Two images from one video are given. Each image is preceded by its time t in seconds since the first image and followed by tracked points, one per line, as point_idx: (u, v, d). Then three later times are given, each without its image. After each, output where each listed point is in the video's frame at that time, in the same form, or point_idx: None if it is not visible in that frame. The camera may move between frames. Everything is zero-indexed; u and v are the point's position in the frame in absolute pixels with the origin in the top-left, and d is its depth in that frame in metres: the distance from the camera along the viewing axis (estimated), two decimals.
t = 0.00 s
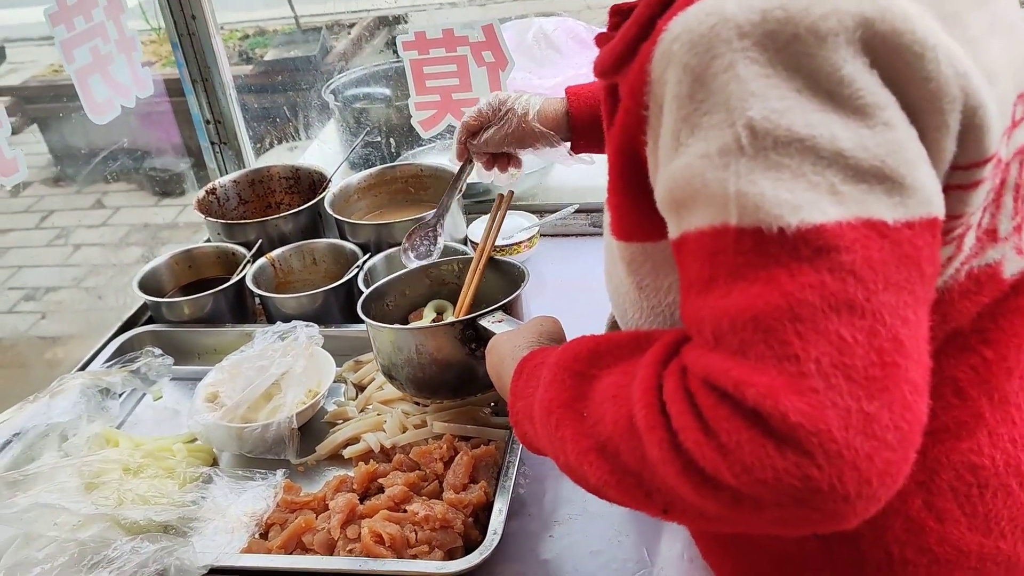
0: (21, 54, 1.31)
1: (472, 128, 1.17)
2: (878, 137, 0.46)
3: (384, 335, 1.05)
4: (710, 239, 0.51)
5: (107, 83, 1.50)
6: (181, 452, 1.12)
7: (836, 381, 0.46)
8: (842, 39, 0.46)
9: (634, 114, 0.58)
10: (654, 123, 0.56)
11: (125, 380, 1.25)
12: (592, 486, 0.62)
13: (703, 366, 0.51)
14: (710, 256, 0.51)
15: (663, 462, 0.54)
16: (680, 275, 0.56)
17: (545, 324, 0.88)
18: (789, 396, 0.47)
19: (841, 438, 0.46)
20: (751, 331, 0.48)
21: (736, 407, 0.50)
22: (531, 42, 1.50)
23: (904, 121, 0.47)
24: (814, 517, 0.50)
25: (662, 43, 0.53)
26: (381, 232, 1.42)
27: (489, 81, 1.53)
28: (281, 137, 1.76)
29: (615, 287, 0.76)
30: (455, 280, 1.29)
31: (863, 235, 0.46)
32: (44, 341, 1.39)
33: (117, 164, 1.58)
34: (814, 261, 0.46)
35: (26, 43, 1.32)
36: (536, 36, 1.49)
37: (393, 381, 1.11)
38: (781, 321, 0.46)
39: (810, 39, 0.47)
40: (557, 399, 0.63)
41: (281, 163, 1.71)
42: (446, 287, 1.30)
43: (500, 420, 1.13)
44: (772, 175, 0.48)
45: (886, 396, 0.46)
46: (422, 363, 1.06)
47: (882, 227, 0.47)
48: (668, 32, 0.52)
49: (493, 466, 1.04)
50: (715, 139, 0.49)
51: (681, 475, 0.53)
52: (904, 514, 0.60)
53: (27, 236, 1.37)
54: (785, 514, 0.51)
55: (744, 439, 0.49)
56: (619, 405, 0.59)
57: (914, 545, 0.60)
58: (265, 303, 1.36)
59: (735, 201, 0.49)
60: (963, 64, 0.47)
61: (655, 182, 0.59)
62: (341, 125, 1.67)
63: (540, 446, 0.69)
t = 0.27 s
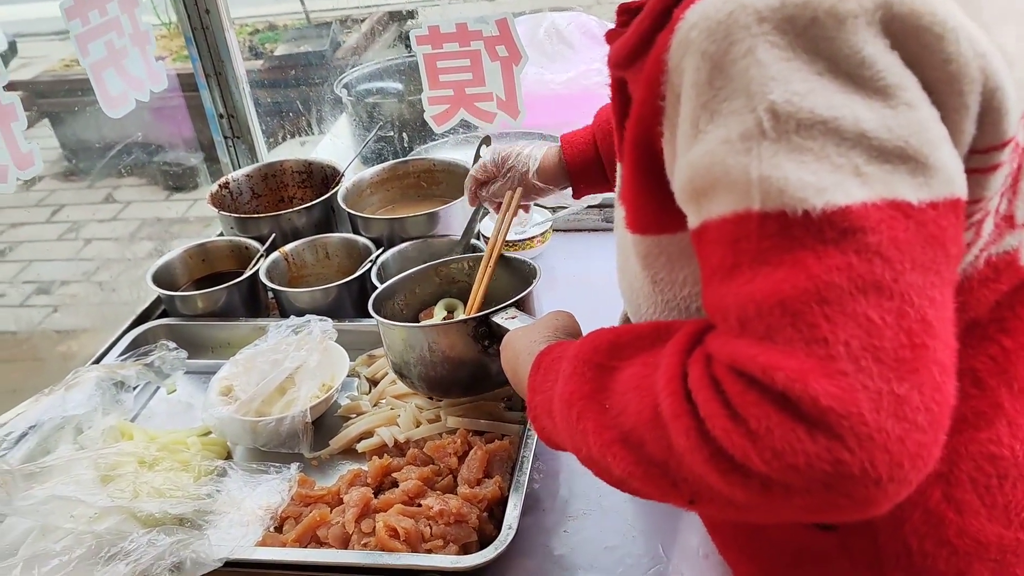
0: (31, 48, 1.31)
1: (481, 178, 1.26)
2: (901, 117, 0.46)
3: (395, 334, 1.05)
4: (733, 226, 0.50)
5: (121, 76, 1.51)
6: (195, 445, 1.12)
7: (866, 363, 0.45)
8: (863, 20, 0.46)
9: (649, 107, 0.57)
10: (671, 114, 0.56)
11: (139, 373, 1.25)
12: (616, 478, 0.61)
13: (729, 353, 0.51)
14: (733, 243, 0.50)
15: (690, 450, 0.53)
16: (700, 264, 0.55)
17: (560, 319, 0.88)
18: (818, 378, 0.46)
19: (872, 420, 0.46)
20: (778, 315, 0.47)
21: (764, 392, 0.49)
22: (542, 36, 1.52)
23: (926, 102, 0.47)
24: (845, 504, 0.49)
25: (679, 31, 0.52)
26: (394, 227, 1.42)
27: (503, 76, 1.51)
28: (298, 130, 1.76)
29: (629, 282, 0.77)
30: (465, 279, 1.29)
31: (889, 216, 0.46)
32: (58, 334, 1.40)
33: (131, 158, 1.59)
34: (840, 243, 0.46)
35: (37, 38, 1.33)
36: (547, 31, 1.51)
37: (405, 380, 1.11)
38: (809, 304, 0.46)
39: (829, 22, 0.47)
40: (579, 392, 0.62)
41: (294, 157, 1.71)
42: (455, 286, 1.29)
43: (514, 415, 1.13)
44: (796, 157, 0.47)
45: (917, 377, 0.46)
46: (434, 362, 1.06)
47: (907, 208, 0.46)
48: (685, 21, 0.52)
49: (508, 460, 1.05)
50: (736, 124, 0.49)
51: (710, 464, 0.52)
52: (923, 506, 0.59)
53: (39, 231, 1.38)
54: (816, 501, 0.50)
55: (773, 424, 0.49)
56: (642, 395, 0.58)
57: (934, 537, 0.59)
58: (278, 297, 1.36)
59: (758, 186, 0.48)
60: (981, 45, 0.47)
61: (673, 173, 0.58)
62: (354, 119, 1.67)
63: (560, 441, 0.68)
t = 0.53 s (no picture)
0: (48, 48, 1.28)
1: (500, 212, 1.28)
2: (924, 112, 0.46)
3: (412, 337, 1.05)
4: (755, 221, 0.50)
5: (145, 76, 1.52)
6: (218, 443, 1.12)
7: (891, 357, 0.45)
8: (885, 14, 0.46)
9: (671, 107, 0.56)
10: (691, 112, 0.55)
11: (161, 372, 1.25)
12: (639, 476, 0.61)
13: (752, 348, 0.50)
14: (755, 239, 0.50)
15: (714, 446, 0.52)
16: (722, 262, 0.55)
17: (581, 321, 0.87)
18: (843, 372, 0.45)
19: (898, 414, 0.45)
20: (803, 310, 0.47)
21: (788, 386, 0.49)
22: (561, 36, 1.52)
23: (949, 95, 0.47)
24: (871, 498, 0.48)
25: (701, 29, 0.52)
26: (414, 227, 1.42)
27: (523, 76, 1.51)
28: (316, 130, 1.77)
29: (650, 284, 0.75)
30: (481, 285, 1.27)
31: (913, 210, 0.46)
32: (80, 331, 1.40)
33: (152, 158, 1.59)
34: (865, 237, 0.46)
35: (54, 37, 1.30)
36: (566, 31, 1.51)
37: (421, 384, 1.11)
38: (834, 298, 0.46)
39: (852, 16, 0.47)
40: (601, 391, 0.62)
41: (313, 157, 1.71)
42: (472, 292, 1.27)
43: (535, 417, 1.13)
44: (818, 153, 0.47)
45: (943, 371, 0.45)
46: (451, 368, 1.06)
47: (931, 202, 0.46)
48: (706, 18, 0.51)
49: (530, 462, 1.04)
50: (758, 119, 0.49)
51: (734, 459, 0.52)
52: (950, 505, 0.58)
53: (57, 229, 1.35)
54: (842, 495, 0.49)
55: (799, 418, 0.48)
56: (665, 393, 0.57)
57: (961, 536, 0.58)
58: (299, 296, 1.37)
59: (781, 181, 0.48)
60: (1003, 39, 0.47)
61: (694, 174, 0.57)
62: (374, 119, 1.67)
63: (583, 442, 0.67)
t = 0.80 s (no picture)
0: (66, 50, 1.26)
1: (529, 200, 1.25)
2: (962, 124, 0.46)
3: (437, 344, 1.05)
4: (787, 232, 0.50)
5: (171, 81, 1.52)
6: (244, 448, 1.13)
7: (926, 371, 0.45)
8: (921, 27, 0.47)
9: (704, 113, 0.56)
10: (723, 122, 0.56)
11: (188, 376, 1.26)
12: (668, 487, 0.60)
13: (784, 359, 0.50)
14: (789, 250, 0.50)
15: (745, 458, 0.52)
16: (754, 272, 0.55)
17: (606, 329, 0.85)
18: (877, 386, 0.46)
19: (932, 429, 0.45)
20: (836, 322, 0.47)
21: (821, 399, 0.49)
22: (579, 41, 1.50)
23: (984, 107, 0.47)
24: (903, 513, 0.48)
25: (734, 39, 0.52)
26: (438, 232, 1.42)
27: (546, 82, 1.52)
28: (337, 133, 1.77)
29: (677, 293, 0.75)
30: (504, 292, 1.28)
31: (948, 223, 0.46)
32: (102, 332, 1.37)
33: (179, 162, 1.59)
34: (899, 250, 0.46)
35: (72, 40, 1.28)
36: (585, 36, 1.50)
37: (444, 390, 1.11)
38: (868, 311, 0.46)
39: (887, 28, 0.47)
40: (629, 400, 0.62)
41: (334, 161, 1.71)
42: (495, 298, 1.28)
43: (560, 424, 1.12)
44: (852, 165, 0.47)
45: (977, 386, 0.45)
46: (475, 375, 1.06)
47: (966, 215, 0.46)
48: (740, 28, 0.52)
49: (556, 470, 1.04)
50: (791, 130, 0.49)
51: (765, 472, 0.51)
52: (985, 521, 0.57)
53: (73, 230, 1.30)
54: (875, 509, 0.49)
55: (831, 431, 0.48)
56: (694, 403, 0.57)
57: (996, 552, 0.58)
58: (322, 301, 1.37)
59: (814, 193, 0.48)
60: None
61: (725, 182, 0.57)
62: (396, 124, 1.67)
63: (610, 451, 0.66)
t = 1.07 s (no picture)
0: (80, 53, 1.23)
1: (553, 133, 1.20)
2: (1013, 154, 0.44)
3: (460, 346, 1.05)
4: (827, 254, 0.48)
5: (195, 87, 1.52)
6: (267, 455, 1.13)
7: (963, 404, 0.43)
8: (976, 53, 0.44)
9: (745, 129, 0.55)
10: (765, 137, 0.54)
11: (210, 382, 1.27)
12: (690, 500, 0.58)
13: (818, 384, 0.48)
14: (827, 272, 0.48)
15: (772, 479, 0.50)
16: (789, 290, 0.53)
17: (632, 335, 0.82)
18: (912, 417, 0.44)
19: (966, 462, 0.43)
20: (872, 350, 0.45)
21: (853, 427, 0.47)
22: (596, 46, 1.48)
23: None
24: (933, 544, 0.46)
25: (780, 55, 0.50)
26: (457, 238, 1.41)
27: (568, 86, 1.53)
28: (355, 136, 1.77)
29: (712, 302, 0.74)
30: (527, 293, 1.28)
31: (994, 254, 0.43)
32: (113, 334, 1.36)
33: (203, 167, 1.59)
34: (942, 279, 0.44)
35: (88, 42, 1.25)
36: (602, 41, 1.48)
37: (468, 390, 1.11)
38: (906, 340, 0.44)
39: (940, 53, 0.45)
40: (656, 412, 0.59)
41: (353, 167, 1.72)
42: (518, 299, 1.28)
43: (584, 433, 1.12)
44: (896, 192, 0.45)
45: (1015, 420, 0.43)
46: (499, 375, 1.05)
47: (1013, 246, 0.44)
48: (786, 44, 0.50)
49: (581, 479, 1.04)
50: (835, 152, 0.47)
51: (793, 493, 0.50)
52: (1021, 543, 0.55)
53: (89, 233, 1.29)
54: (903, 538, 0.47)
55: (863, 460, 0.46)
56: (722, 419, 0.55)
57: None
58: (343, 307, 1.37)
59: (857, 219, 0.46)
60: None
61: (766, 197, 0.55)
62: (414, 130, 1.65)
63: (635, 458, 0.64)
